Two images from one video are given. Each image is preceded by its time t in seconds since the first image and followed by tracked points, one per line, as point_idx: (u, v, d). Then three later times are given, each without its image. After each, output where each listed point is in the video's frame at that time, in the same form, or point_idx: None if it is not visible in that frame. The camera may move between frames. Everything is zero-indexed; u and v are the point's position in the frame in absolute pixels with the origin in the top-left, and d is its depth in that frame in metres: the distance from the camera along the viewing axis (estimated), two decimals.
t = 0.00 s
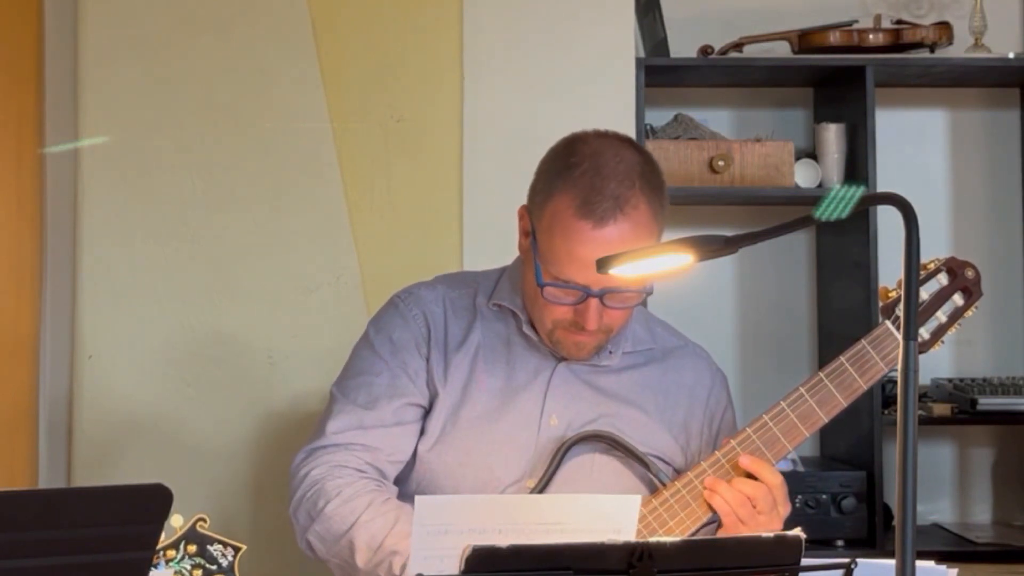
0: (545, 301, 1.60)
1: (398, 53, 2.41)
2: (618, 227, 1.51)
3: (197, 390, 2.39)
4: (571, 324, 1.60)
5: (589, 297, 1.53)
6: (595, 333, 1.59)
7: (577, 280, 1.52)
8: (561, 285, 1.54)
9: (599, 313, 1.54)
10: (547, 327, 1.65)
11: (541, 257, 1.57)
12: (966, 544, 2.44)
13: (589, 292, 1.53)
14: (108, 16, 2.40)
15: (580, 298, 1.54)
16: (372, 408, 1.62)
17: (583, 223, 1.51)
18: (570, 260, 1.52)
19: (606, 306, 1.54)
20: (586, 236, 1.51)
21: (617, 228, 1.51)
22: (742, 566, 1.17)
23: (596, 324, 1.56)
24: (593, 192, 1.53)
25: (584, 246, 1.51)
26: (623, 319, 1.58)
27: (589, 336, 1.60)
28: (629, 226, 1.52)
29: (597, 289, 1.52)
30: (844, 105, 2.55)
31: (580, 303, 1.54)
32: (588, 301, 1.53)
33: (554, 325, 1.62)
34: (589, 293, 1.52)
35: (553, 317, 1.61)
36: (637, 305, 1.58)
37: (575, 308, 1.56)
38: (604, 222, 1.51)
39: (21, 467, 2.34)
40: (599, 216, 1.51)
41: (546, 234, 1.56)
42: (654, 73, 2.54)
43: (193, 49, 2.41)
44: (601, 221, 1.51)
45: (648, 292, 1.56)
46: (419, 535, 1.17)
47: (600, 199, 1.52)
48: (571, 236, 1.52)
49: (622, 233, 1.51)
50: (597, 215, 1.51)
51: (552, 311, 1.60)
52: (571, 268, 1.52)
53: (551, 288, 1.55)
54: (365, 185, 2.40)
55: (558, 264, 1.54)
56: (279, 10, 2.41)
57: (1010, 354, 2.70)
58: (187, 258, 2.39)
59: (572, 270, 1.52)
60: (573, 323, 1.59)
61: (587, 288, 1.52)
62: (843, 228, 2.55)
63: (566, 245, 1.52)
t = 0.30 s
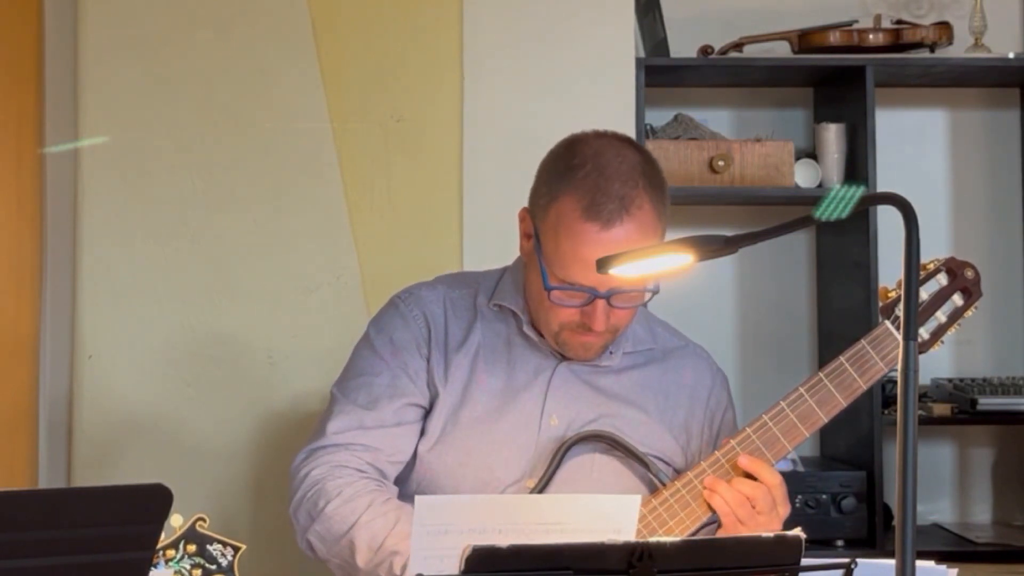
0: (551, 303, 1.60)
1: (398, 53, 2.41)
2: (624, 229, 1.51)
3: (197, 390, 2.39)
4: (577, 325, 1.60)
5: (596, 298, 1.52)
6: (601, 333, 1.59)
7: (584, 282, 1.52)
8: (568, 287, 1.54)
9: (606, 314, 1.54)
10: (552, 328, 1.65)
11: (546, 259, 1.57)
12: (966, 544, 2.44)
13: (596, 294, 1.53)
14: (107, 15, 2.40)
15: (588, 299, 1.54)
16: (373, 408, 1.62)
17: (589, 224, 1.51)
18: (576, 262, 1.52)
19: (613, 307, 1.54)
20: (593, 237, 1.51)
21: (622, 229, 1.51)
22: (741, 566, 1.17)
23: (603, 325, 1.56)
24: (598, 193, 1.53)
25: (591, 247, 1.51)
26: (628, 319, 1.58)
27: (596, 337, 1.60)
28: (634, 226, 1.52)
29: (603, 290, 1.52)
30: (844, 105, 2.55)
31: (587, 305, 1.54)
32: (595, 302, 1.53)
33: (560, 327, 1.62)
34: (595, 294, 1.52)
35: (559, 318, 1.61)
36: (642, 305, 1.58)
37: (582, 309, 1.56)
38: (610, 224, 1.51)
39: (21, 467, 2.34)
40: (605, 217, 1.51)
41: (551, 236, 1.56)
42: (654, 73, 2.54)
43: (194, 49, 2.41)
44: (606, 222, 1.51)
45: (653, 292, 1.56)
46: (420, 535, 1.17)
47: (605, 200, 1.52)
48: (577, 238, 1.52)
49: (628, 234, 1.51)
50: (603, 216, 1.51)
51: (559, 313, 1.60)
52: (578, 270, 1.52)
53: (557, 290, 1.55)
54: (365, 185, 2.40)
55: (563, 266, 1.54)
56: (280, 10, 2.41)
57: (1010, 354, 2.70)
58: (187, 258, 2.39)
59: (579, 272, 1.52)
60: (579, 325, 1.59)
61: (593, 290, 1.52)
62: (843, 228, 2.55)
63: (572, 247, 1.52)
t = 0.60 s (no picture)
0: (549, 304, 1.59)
1: (398, 54, 2.41)
2: (623, 230, 1.51)
3: (197, 390, 2.39)
4: (575, 326, 1.60)
5: (595, 299, 1.52)
6: (600, 334, 1.59)
7: (583, 283, 1.52)
8: (566, 288, 1.54)
9: (604, 315, 1.54)
10: (551, 328, 1.65)
11: (544, 259, 1.57)
12: (966, 544, 2.44)
13: (594, 295, 1.53)
14: (108, 15, 2.40)
15: (586, 300, 1.54)
16: (373, 408, 1.62)
17: (588, 225, 1.51)
18: (574, 263, 1.52)
19: (611, 308, 1.54)
20: (592, 238, 1.51)
21: (621, 231, 1.51)
22: (741, 566, 1.17)
23: (602, 326, 1.56)
24: (597, 195, 1.53)
25: (589, 248, 1.51)
26: (627, 320, 1.58)
27: (594, 337, 1.60)
28: (634, 227, 1.52)
29: (601, 291, 1.52)
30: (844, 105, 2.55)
31: (585, 305, 1.54)
32: (593, 303, 1.53)
33: (559, 327, 1.62)
34: (594, 295, 1.52)
35: (557, 318, 1.61)
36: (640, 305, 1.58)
37: (580, 310, 1.56)
38: (609, 225, 1.51)
39: (21, 467, 2.34)
40: (604, 218, 1.51)
41: (550, 237, 1.56)
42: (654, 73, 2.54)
43: (194, 48, 2.41)
44: (606, 224, 1.51)
45: (652, 293, 1.56)
46: (419, 535, 1.17)
47: (605, 202, 1.52)
48: (576, 239, 1.52)
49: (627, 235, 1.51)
50: (602, 217, 1.51)
51: (557, 313, 1.60)
52: (577, 271, 1.52)
53: (555, 291, 1.55)
54: (365, 185, 2.40)
55: (561, 267, 1.53)
56: (279, 10, 2.41)
57: (1010, 354, 2.70)
58: (187, 258, 2.39)
59: (577, 272, 1.52)
60: (577, 325, 1.59)
61: (592, 290, 1.52)
62: (843, 228, 2.54)
63: (571, 248, 1.52)
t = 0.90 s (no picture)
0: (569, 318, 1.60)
1: (398, 53, 2.41)
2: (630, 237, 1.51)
3: (197, 390, 2.39)
4: (595, 334, 1.61)
5: (615, 307, 1.53)
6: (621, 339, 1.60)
7: (601, 296, 1.53)
8: (588, 303, 1.55)
9: (626, 320, 1.55)
10: (570, 339, 1.65)
11: (559, 278, 1.58)
12: (966, 544, 2.44)
13: (615, 303, 1.53)
14: (107, 15, 2.40)
15: (607, 310, 1.55)
16: (373, 409, 1.62)
17: (597, 238, 1.52)
18: (591, 278, 1.52)
19: (632, 313, 1.55)
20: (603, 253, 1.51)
21: (629, 237, 1.51)
22: (741, 566, 1.17)
23: (625, 331, 1.57)
24: (600, 207, 1.53)
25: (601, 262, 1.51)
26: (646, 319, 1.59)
27: (615, 342, 1.61)
28: (642, 231, 1.52)
29: (620, 299, 1.53)
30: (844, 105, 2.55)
31: (607, 315, 1.55)
32: (615, 311, 1.54)
33: (579, 337, 1.63)
34: (614, 304, 1.53)
35: (578, 330, 1.62)
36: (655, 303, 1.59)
37: (601, 320, 1.57)
38: (615, 235, 1.51)
39: (22, 465, 2.36)
40: (612, 228, 1.51)
41: (560, 255, 1.57)
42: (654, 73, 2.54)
43: (194, 48, 2.41)
44: (614, 234, 1.51)
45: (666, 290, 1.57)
46: (419, 535, 1.17)
47: (608, 212, 1.52)
48: (589, 253, 1.52)
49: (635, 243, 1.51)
50: (609, 228, 1.51)
51: (576, 325, 1.61)
52: (594, 285, 1.52)
53: (578, 308, 1.56)
54: (365, 185, 2.40)
55: (579, 283, 1.54)
56: (279, 9, 2.41)
57: (1009, 354, 2.70)
58: (187, 258, 2.39)
59: (595, 286, 1.52)
60: (598, 334, 1.60)
61: (612, 300, 1.53)
62: (843, 228, 2.54)
63: (585, 263, 1.53)
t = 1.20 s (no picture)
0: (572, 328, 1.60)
1: (398, 53, 2.41)
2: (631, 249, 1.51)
3: (197, 390, 2.39)
4: (599, 342, 1.61)
5: (619, 317, 1.53)
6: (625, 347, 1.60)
7: (604, 307, 1.53)
8: (591, 314, 1.55)
9: (630, 329, 1.55)
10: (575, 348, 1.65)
11: (562, 289, 1.57)
12: (966, 544, 2.44)
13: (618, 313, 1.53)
14: (107, 15, 2.40)
15: (610, 319, 1.55)
16: (378, 409, 1.62)
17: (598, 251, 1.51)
18: (593, 290, 1.52)
19: (635, 322, 1.54)
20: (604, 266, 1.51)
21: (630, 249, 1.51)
22: (741, 566, 1.17)
23: (629, 340, 1.56)
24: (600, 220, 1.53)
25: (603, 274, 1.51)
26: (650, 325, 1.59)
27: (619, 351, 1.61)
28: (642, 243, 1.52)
29: (623, 309, 1.53)
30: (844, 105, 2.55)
31: (610, 325, 1.55)
32: (618, 320, 1.54)
33: (583, 345, 1.63)
34: (617, 314, 1.53)
35: (581, 339, 1.62)
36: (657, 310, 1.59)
37: (605, 329, 1.57)
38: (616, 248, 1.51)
39: (22, 465, 2.35)
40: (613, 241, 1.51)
41: (561, 267, 1.57)
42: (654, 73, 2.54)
43: (193, 48, 2.41)
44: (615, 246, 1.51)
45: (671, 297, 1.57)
46: (419, 536, 1.17)
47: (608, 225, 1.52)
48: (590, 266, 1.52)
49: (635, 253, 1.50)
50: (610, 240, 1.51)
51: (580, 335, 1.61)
52: (596, 297, 1.52)
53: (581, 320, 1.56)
54: (365, 185, 2.40)
55: (581, 295, 1.54)
56: (279, 9, 2.41)
57: (1009, 354, 2.70)
58: (187, 258, 2.39)
59: (598, 298, 1.52)
60: (603, 342, 1.60)
61: (614, 311, 1.53)
62: (843, 228, 2.54)
63: (586, 275, 1.52)
